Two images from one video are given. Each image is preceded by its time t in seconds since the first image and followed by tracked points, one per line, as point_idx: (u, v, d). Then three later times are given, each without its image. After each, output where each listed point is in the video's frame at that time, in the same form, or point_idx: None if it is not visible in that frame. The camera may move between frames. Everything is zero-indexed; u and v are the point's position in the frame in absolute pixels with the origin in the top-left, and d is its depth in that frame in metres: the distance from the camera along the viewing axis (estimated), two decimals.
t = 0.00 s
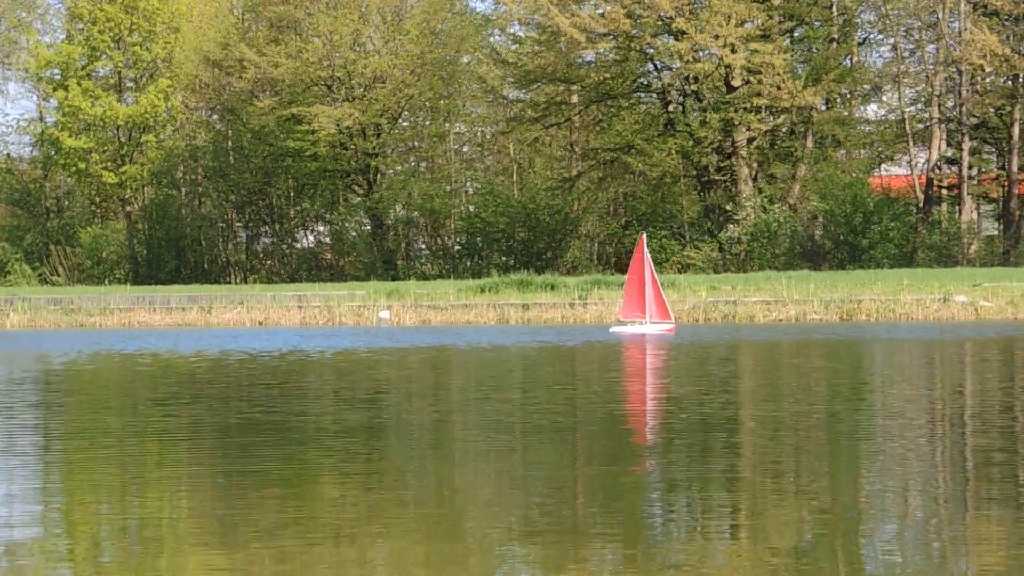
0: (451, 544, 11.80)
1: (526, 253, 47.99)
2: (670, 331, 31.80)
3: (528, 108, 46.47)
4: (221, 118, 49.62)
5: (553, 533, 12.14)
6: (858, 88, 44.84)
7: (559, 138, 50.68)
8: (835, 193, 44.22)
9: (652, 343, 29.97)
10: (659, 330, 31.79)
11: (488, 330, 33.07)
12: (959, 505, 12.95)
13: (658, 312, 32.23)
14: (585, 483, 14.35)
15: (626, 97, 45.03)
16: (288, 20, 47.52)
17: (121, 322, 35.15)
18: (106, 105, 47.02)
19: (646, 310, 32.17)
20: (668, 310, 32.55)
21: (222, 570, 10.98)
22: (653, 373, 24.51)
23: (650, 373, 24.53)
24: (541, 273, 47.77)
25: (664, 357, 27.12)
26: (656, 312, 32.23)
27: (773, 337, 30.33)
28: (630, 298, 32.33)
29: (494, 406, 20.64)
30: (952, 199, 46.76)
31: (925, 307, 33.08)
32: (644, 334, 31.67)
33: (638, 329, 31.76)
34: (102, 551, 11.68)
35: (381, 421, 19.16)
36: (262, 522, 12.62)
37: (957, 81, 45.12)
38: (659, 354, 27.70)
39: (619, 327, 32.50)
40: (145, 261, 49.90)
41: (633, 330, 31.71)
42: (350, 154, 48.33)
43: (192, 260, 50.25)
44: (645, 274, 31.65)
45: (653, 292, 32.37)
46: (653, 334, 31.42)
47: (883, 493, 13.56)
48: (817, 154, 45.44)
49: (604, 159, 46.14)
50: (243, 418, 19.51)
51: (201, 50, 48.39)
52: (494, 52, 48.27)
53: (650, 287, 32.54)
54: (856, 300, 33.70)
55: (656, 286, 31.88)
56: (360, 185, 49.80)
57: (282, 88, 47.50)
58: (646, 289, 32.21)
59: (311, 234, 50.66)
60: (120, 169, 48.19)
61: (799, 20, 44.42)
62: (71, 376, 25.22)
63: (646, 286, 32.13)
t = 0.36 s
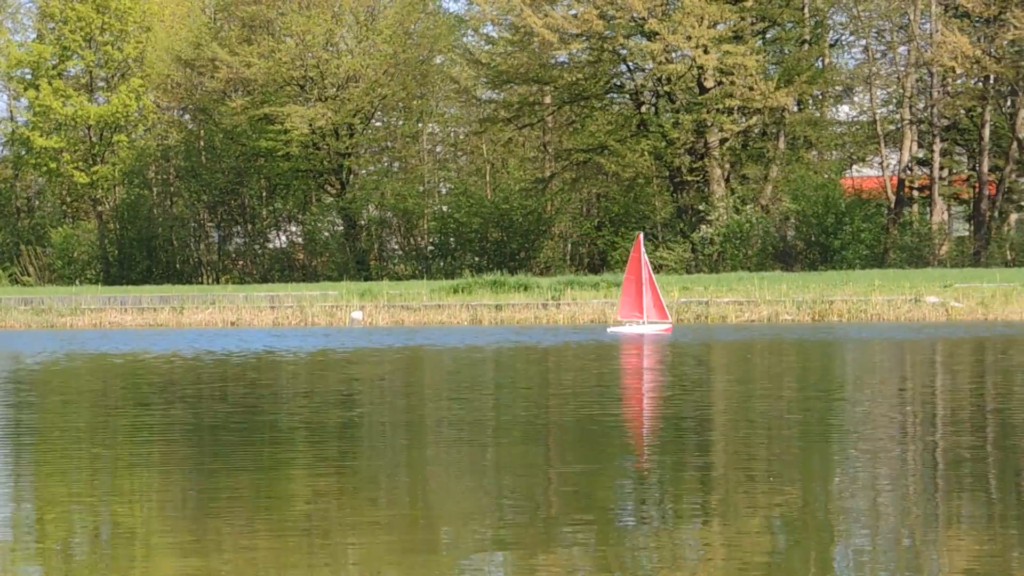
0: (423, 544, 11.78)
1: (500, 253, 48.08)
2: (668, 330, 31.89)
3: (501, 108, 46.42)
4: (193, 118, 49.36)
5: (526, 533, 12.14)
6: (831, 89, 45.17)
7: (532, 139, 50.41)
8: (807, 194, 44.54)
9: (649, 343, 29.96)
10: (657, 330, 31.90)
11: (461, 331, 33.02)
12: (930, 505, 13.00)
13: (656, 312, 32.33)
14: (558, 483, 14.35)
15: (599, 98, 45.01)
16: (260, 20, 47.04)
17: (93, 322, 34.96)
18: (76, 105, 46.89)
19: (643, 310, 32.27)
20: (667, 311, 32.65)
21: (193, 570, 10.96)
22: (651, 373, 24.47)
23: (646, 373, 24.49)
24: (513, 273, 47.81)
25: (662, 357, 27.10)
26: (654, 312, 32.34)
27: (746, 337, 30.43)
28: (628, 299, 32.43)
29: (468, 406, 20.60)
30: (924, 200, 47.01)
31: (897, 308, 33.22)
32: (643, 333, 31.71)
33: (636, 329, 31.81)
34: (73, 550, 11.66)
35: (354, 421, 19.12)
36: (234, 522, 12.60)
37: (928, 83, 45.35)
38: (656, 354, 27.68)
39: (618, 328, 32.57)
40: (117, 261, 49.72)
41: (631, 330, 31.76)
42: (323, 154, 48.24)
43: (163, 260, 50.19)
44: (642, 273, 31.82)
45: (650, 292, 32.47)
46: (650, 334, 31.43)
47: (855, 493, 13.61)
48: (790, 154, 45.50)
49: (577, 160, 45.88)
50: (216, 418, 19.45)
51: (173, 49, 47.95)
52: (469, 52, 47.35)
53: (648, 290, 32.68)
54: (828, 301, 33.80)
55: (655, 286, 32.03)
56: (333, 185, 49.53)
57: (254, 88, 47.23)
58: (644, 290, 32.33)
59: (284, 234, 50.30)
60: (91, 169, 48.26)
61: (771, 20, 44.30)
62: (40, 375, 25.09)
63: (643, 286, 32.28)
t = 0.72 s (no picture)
0: (384, 543, 11.73)
1: (462, 253, 48.00)
2: (652, 330, 31.80)
3: (463, 109, 46.34)
4: (153, 118, 49.29)
5: (488, 532, 12.11)
6: (791, 91, 45.52)
7: (494, 140, 50.35)
8: (769, 195, 44.50)
9: (633, 342, 29.91)
10: (642, 330, 31.81)
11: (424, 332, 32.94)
12: (888, 503, 13.06)
13: (641, 312, 32.31)
14: (520, 483, 14.32)
15: (561, 99, 45.11)
16: (221, 19, 46.77)
17: (52, 323, 34.70)
18: (36, 105, 46.27)
19: (629, 310, 32.26)
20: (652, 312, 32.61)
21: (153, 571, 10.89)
22: (636, 373, 24.42)
23: (631, 373, 24.46)
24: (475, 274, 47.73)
25: (647, 357, 26.99)
26: (640, 312, 32.29)
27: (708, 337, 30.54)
28: (613, 299, 32.51)
29: (429, 405, 20.54)
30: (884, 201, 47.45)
31: (857, 308, 33.38)
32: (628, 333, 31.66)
33: (621, 329, 31.76)
34: (33, 551, 11.57)
35: (316, 421, 19.02)
36: (195, 522, 12.53)
37: (888, 84, 45.67)
38: (643, 354, 27.59)
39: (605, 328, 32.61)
40: (77, 261, 49.33)
41: (617, 330, 31.72)
42: (285, 154, 48.06)
43: (124, 260, 49.83)
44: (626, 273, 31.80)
45: (636, 293, 32.52)
46: (636, 334, 31.36)
47: (814, 491, 13.68)
48: (752, 155, 45.42)
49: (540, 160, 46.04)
50: (177, 418, 19.32)
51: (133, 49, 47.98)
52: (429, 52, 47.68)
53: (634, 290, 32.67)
54: (789, 301, 33.87)
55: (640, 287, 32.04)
56: (294, 186, 49.38)
57: (215, 88, 46.94)
58: (629, 290, 32.36)
59: (245, 234, 49.78)
60: (51, 169, 47.58)
61: (733, 22, 44.36)
62: None
63: (628, 286, 32.29)
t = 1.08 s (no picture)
0: (342, 543, 11.64)
1: (420, 254, 47.75)
2: (632, 331, 31.82)
3: (421, 109, 46.11)
4: (109, 118, 48.86)
5: (446, 532, 12.03)
6: (749, 92, 45.62)
7: (452, 141, 50.20)
8: (725, 196, 44.73)
9: (612, 342, 29.92)
10: (621, 330, 31.83)
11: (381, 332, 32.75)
12: (845, 503, 13.09)
13: (621, 313, 32.30)
14: (478, 483, 14.25)
15: (519, 99, 44.99)
16: (178, 19, 46.48)
17: (8, 324, 34.34)
18: None
19: (609, 310, 32.26)
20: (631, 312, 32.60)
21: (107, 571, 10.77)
22: (615, 373, 24.40)
23: (613, 373, 24.43)
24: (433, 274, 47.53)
25: (627, 357, 26.97)
26: (619, 312, 32.28)
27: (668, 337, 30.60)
28: (593, 299, 32.51)
29: (385, 405, 20.41)
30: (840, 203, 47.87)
31: (813, 309, 33.52)
32: (609, 333, 31.66)
33: (603, 329, 31.76)
34: None
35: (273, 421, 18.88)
36: (152, 522, 12.41)
37: (845, 86, 45.62)
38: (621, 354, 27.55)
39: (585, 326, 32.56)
40: (32, 262, 49.15)
41: (598, 330, 31.72)
42: (242, 155, 47.64)
43: (79, 260, 49.25)
44: (605, 273, 31.81)
45: (615, 294, 32.54)
46: (617, 334, 31.42)
47: (772, 490, 13.71)
48: (708, 156, 45.80)
49: (497, 160, 45.98)
50: (133, 418, 19.13)
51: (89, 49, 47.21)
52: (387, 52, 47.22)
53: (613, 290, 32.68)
54: (746, 302, 34.04)
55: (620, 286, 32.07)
56: (252, 186, 48.97)
57: (172, 87, 46.45)
58: (608, 290, 32.41)
59: (202, 234, 49.45)
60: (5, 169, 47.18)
61: (690, 23, 44.74)
62: None
63: (607, 286, 32.31)
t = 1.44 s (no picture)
0: (300, 543, 11.52)
1: (379, 255, 47.64)
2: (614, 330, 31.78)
3: (380, 109, 46.01)
4: (67, 117, 48.45)
5: (405, 532, 11.93)
6: (707, 93, 45.91)
7: (412, 141, 49.65)
8: (684, 196, 45.06)
9: (594, 342, 29.79)
10: (602, 329, 31.78)
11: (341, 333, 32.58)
12: (805, 502, 13.09)
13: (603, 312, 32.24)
14: (438, 483, 14.15)
15: (479, 99, 44.86)
16: (136, 18, 46.01)
17: None
18: None
19: (590, 310, 32.21)
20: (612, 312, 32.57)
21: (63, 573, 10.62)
22: (594, 373, 24.29)
23: (593, 373, 24.30)
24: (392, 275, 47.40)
25: (607, 357, 26.86)
26: (601, 312, 32.21)
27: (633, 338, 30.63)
28: (575, 299, 32.52)
29: (344, 405, 20.28)
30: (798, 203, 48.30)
31: (772, 309, 33.65)
32: (590, 332, 31.62)
33: (582, 329, 31.71)
34: None
35: (232, 421, 18.72)
36: (108, 523, 12.25)
37: (803, 87, 45.61)
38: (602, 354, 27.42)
39: (567, 326, 32.52)
40: None
41: (579, 330, 31.65)
42: (200, 155, 47.24)
43: (37, 260, 48.88)
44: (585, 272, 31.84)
45: (597, 294, 32.56)
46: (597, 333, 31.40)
47: (733, 489, 13.70)
48: (667, 156, 46.21)
49: (457, 160, 45.67)
50: (89, 418, 18.92)
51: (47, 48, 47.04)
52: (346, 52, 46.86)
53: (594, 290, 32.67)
54: (704, 303, 34.03)
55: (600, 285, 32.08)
56: (210, 186, 48.68)
57: (130, 87, 46.07)
58: (589, 290, 32.42)
59: (160, 234, 49.50)
60: None
61: (649, 24, 44.97)
62: None
63: (587, 285, 32.31)
